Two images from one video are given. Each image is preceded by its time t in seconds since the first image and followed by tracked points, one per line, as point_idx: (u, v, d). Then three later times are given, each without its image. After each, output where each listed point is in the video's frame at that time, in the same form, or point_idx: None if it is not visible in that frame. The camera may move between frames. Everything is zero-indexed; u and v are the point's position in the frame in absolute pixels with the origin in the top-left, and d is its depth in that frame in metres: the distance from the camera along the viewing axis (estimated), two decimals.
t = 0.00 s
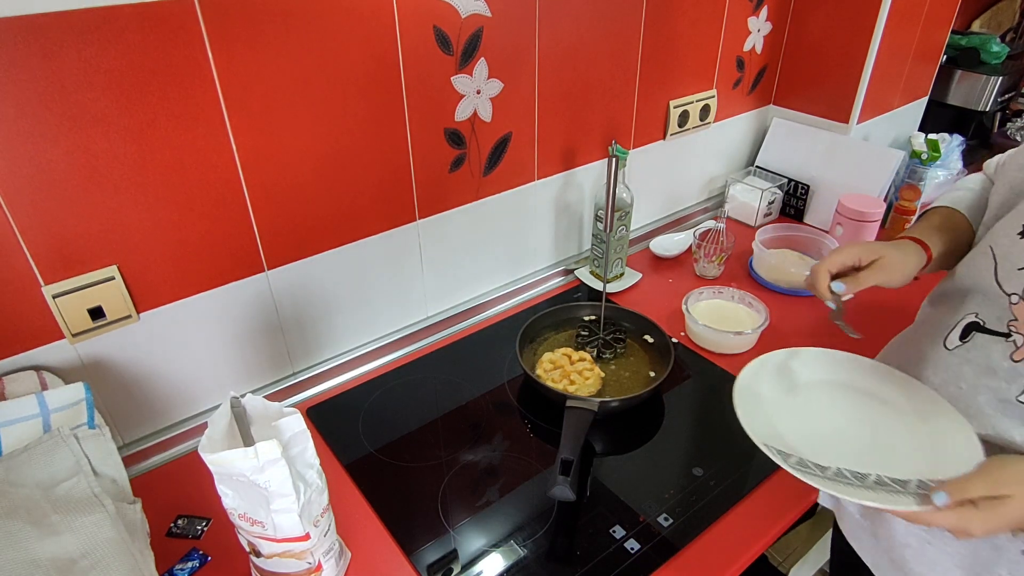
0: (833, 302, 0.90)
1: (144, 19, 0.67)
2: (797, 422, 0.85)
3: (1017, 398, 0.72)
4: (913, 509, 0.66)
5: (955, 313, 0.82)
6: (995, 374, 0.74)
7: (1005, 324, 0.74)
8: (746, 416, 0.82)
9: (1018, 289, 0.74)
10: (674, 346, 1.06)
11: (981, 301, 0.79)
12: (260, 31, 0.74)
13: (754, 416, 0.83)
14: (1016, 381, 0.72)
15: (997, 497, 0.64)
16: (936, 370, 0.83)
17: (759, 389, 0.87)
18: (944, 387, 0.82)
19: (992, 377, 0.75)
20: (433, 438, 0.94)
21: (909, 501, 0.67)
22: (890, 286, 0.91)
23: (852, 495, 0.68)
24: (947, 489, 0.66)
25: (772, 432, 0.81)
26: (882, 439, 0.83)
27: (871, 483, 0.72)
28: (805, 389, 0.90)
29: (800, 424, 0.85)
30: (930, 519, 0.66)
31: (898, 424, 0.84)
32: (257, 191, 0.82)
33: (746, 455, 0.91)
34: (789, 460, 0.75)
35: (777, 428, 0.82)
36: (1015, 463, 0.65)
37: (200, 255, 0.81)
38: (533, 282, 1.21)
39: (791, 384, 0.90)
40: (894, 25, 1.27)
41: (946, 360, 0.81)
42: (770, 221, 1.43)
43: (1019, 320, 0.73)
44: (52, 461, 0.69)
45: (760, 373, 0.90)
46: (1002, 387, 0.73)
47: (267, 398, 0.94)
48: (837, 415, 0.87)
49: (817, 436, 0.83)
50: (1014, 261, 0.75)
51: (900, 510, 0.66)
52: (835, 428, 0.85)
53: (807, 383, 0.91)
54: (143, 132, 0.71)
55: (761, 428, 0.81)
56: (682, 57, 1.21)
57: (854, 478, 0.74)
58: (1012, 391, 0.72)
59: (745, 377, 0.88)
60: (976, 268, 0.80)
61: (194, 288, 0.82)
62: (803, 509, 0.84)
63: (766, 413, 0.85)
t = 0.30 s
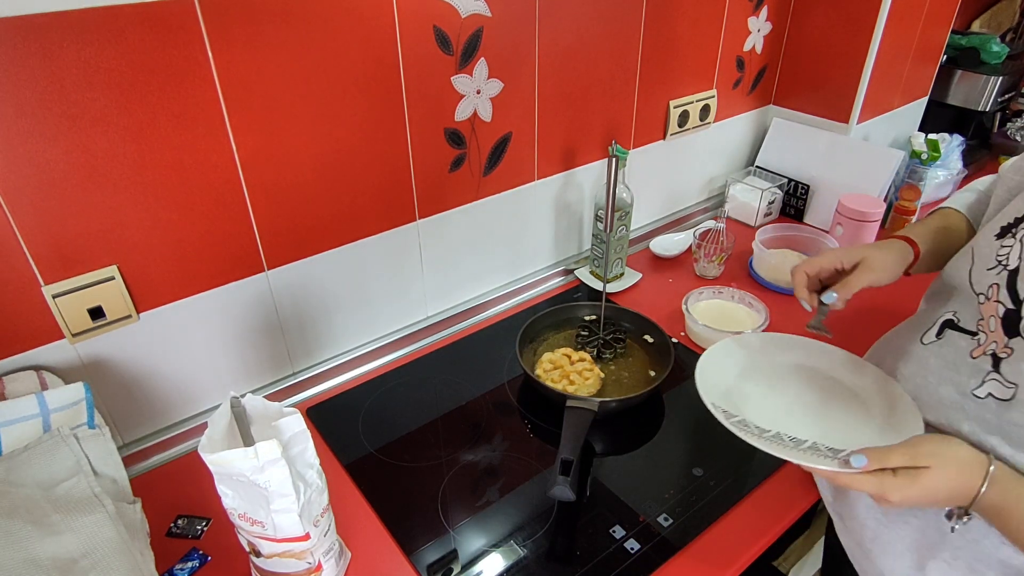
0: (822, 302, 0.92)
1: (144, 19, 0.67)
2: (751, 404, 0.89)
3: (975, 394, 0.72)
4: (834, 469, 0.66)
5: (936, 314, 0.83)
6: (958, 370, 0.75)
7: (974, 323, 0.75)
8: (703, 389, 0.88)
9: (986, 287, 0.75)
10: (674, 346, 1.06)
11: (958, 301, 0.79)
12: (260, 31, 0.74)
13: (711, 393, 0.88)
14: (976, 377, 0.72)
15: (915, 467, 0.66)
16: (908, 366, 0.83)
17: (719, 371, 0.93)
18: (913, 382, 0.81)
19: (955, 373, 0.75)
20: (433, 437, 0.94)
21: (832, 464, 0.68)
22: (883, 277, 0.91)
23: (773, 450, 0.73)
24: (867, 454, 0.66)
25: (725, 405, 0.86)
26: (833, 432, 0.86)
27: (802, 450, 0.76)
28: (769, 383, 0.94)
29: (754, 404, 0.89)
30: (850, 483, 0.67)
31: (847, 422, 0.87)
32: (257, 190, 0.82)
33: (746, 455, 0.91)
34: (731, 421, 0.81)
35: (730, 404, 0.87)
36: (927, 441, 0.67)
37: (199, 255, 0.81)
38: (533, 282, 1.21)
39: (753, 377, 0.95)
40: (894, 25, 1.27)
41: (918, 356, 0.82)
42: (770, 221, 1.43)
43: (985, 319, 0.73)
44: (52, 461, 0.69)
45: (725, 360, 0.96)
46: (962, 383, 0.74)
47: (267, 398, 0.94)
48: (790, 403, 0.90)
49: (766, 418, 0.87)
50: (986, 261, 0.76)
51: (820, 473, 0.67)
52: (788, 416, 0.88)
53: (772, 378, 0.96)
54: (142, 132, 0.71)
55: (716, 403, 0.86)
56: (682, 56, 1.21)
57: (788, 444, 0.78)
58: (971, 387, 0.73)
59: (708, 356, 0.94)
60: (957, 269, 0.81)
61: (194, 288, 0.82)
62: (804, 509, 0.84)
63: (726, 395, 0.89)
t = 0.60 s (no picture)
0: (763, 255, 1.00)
1: (144, 19, 0.67)
2: (716, 439, 0.86)
3: (932, 392, 0.74)
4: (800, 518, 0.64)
5: (906, 314, 0.84)
6: (920, 368, 0.77)
7: (942, 322, 0.76)
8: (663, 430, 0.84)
9: (956, 288, 0.76)
10: (674, 346, 1.06)
11: (931, 300, 0.80)
12: (260, 31, 0.74)
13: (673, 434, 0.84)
14: (935, 374, 0.75)
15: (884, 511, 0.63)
16: (870, 361, 0.85)
17: (682, 404, 0.89)
18: (874, 380, 0.82)
19: (916, 370, 0.77)
20: (433, 438, 0.94)
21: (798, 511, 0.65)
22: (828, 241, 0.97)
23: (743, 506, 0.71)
24: (833, 500, 0.63)
25: (686, 443, 0.83)
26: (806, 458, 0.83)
27: (767, 499, 0.73)
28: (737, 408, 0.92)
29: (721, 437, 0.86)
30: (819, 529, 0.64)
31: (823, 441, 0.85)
32: (257, 191, 0.82)
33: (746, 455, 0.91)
34: (692, 469, 0.78)
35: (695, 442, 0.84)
36: (895, 478, 0.65)
37: (199, 255, 0.81)
38: (533, 282, 1.21)
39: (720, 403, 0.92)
40: (894, 25, 1.27)
41: (882, 353, 0.83)
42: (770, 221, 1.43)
43: (953, 319, 0.75)
44: (52, 461, 0.69)
45: (689, 389, 0.93)
46: (923, 381, 0.76)
47: (268, 398, 0.94)
48: (759, 431, 0.88)
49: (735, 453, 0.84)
50: (959, 262, 0.77)
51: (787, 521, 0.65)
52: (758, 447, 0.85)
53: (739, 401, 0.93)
54: (142, 132, 0.71)
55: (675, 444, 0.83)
56: (682, 56, 1.21)
57: (754, 490, 0.76)
58: (931, 384, 0.75)
59: (675, 386, 0.91)
60: (935, 268, 0.83)
61: (194, 288, 0.82)
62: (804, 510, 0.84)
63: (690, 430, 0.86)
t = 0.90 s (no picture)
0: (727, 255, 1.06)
1: (144, 19, 0.67)
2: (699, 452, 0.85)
3: (907, 397, 0.76)
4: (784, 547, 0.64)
5: (891, 318, 0.84)
6: (898, 372, 0.78)
7: (921, 327, 0.77)
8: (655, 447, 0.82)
9: (935, 293, 0.76)
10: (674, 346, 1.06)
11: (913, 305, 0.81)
12: (260, 31, 0.74)
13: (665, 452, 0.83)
14: (910, 379, 0.76)
15: (870, 544, 0.61)
16: (853, 365, 0.85)
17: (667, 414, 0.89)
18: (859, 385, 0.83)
19: (894, 374, 0.79)
20: (433, 438, 0.94)
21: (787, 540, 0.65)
22: (789, 239, 1.02)
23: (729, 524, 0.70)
24: (819, 531, 0.63)
25: (674, 458, 0.82)
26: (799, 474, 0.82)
27: (753, 522, 0.72)
28: (727, 427, 0.90)
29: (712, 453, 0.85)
30: (804, 558, 0.64)
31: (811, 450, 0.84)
32: (257, 191, 0.82)
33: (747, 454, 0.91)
34: (678, 484, 0.77)
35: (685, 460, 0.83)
36: (880, 510, 0.62)
37: (199, 255, 0.81)
38: (533, 282, 1.21)
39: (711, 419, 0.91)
40: (894, 25, 1.27)
41: (865, 356, 0.84)
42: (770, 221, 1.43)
43: (931, 324, 0.75)
44: (52, 461, 0.69)
45: (678, 404, 0.91)
46: (899, 385, 0.77)
47: (267, 398, 0.94)
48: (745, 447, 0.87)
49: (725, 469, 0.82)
50: (937, 269, 0.77)
51: (771, 549, 0.65)
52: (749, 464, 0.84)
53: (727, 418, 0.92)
54: (142, 132, 0.71)
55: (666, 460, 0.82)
56: (682, 56, 1.21)
57: (741, 513, 0.74)
58: (906, 390, 0.76)
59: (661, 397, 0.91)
60: (917, 271, 0.82)
61: (194, 288, 0.82)
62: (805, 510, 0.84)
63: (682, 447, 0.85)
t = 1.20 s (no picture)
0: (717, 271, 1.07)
1: (144, 19, 0.67)
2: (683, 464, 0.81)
3: (894, 402, 0.73)
4: None
5: (887, 323, 0.81)
6: (886, 377, 0.75)
7: (915, 333, 0.75)
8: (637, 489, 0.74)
9: (926, 301, 0.74)
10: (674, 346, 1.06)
11: (909, 310, 0.78)
12: (259, 31, 0.74)
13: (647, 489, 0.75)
14: (898, 386, 0.73)
15: None
16: (844, 368, 0.82)
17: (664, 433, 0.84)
18: (846, 388, 0.79)
19: (882, 379, 0.75)
20: (433, 438, 0.94)
21: None
22: (779, 258, 1.02)
23: None
24: None
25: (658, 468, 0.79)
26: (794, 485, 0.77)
27: None
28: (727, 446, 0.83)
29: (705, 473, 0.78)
30: None
31: (810, 469, 0.78)
32: (257, 191, 0.82)
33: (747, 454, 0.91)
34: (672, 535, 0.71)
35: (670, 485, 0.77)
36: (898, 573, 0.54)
37: (199, 255, 0.81)
38: (533, 282, 1.21)
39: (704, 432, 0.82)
40: (894, 25, 1.27)
41: (857, 359, 0.81)
42: (770, 221, 1.43)
43: (924, 332, 0.73)
44: (52, 461, 0.69)
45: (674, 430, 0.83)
46: (887, 391, 0.74)
47: (267, 398, 0.94)
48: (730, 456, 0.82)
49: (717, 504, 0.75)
50: (930, 276, 0.74)
51: None
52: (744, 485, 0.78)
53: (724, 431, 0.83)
54: (142, 132, 0.71)
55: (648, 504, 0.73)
56: (683, 56, 1.21)
57: None
58: (893, 395, 0.73)
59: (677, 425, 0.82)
60: (910, 278, 0.80)
61: (193, 288, 0.82)
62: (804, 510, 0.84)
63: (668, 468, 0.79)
